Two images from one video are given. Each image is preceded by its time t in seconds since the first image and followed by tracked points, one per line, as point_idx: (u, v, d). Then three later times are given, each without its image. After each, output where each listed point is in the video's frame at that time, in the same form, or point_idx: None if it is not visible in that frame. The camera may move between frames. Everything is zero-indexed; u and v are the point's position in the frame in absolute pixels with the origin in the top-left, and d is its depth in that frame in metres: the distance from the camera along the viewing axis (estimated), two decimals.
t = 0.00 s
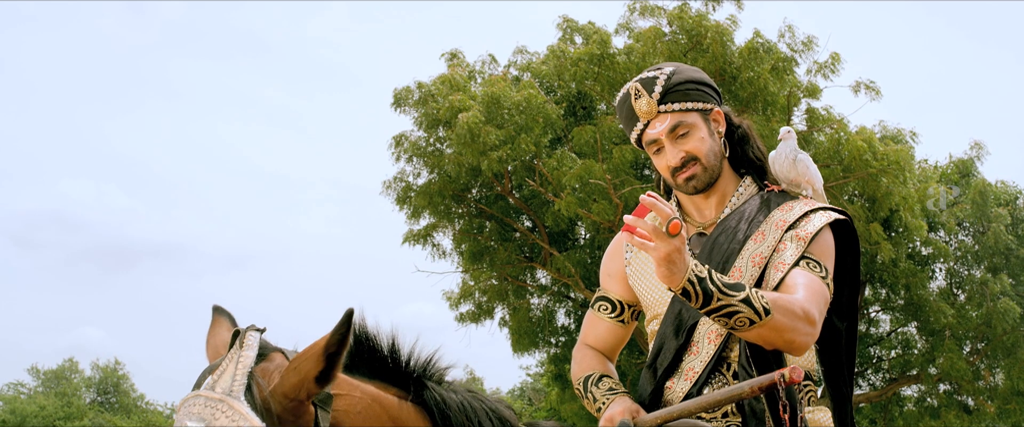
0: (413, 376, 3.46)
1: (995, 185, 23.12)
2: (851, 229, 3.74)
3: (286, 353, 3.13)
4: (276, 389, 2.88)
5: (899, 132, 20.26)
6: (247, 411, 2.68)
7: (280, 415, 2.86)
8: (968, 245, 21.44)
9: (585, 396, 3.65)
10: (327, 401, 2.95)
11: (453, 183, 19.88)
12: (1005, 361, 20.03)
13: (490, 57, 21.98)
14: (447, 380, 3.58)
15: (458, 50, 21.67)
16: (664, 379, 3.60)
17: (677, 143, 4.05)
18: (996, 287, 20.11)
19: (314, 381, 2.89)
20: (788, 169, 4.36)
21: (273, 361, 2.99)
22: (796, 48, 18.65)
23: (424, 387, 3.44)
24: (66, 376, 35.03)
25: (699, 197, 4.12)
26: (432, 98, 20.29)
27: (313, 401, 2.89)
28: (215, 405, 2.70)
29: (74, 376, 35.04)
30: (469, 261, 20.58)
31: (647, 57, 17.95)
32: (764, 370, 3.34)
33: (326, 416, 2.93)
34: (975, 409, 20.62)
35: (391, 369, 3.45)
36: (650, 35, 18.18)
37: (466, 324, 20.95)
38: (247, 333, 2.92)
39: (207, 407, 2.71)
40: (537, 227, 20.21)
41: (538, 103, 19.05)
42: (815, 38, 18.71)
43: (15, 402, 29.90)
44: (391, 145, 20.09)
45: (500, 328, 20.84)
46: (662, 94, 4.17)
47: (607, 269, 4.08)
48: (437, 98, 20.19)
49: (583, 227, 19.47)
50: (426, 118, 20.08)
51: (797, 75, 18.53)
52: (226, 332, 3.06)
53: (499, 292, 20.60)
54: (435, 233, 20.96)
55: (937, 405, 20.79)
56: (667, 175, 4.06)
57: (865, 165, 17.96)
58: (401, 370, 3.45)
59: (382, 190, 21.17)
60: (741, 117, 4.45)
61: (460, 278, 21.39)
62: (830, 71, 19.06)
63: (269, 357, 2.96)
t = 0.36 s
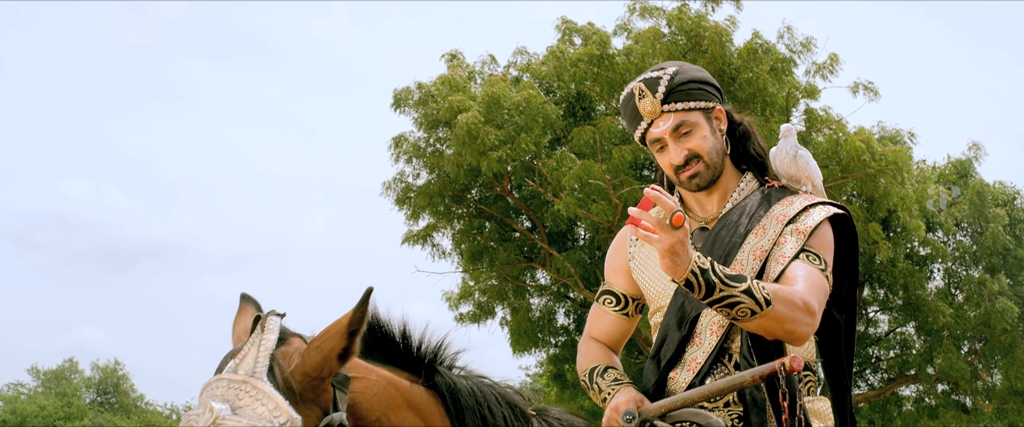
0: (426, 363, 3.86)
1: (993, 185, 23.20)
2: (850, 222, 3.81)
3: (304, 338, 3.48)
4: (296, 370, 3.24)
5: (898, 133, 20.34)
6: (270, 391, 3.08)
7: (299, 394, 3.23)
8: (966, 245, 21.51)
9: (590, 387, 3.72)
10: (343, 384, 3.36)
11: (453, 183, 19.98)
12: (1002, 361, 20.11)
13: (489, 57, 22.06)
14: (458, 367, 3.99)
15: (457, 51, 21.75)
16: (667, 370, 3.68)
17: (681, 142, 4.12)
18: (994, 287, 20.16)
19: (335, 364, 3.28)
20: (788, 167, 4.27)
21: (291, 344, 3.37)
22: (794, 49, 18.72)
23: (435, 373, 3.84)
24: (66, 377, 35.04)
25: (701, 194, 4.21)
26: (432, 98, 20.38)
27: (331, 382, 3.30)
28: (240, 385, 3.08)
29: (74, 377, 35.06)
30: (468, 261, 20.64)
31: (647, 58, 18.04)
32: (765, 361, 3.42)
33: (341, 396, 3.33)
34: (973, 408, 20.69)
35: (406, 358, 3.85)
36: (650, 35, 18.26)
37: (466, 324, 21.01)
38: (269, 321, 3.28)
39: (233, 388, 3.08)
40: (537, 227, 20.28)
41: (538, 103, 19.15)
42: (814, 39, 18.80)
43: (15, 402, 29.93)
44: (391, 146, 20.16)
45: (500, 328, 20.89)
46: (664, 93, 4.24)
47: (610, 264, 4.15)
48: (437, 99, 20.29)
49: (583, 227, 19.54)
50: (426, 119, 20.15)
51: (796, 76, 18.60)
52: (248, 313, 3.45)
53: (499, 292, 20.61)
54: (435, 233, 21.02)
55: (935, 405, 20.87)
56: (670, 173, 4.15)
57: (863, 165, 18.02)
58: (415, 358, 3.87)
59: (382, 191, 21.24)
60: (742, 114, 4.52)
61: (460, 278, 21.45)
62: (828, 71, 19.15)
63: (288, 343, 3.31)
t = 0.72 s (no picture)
0: (438, 342, 3.05)
1: (991, 184, 23.28)
2: (848, 217, 3.86)
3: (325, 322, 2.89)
4: (314, 348, 2.68)
5: (897, 132, 20.40)
6: (293, 372, 2.57)
7: (319, 376, 2.65)
8: (965, 244, 21.56)
9: (595, 378, 3.77)
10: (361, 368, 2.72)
11: (453, 183, 20.02)
12: (1000, 359, 20.17)
13: (489, 57, 22.10)
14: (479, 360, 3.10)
15: (457, 51, 21.80)
16: (670, 361, 3.73)
17: (683, 139, 4.18)
18: (992, 286, 20.20)
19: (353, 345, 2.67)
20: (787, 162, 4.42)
21: (310, 324, 2.78)
22: (793, 48, 18.78)
23: (449, 357, 3.02)
24: (67, 376, 35.10)
25: (703, 189, 4.26)
26: (431, 98, 20.43)
27: (349, 363, 2.68)
28: (259, 367, 2.58)
29: (75, 376, 35.12)
30: (469, 260, 20.67)
31: (646, 59, 18.12)
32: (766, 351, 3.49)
33: (360, 379, 2.70)
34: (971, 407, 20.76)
35: (414, 337, 3.02)
36: (649, 35, 18.33)
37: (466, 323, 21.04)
38: (288, 301, 2.75)
39: (252, 369, 2.58)
40: (536, 226, 20.32)
41: (538, 103, 19.21)
42: (813, 39, 18.86)
43: (16, 401, 29.99)
44: (391, 145, 20.21)
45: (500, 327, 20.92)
46: (668, 91, 4.28)
47: (614, 257, 4.20)
48: (436, 99, 20.34)
49: (583, 226, 19.57)
50: (426, 119, 20.22)
51: (795, 76, 18.65)
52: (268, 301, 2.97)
53: (499, 291, 20.70)
54: (435, 233, 21.04)
55: (933, 404, 20.97)
56: (673, 169, 4.21)
57: (862, 165, 18.09)
58: (423, 337, 3.04)
59: (382, 190, 21.28)
60: (743, 110, 4.58)
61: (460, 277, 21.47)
62: (827, 71, 19.21)
63: (308, 323, 2.76)
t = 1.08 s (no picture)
0: (445, 331, 3.11)
1: (989, 185, 23.38)
2: (845, 212, 3.93)
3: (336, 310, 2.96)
4: (326, 334, 2.74)
5: (894, 133, 20.48)
6: (306, 358, 2.63)
7: (330, 362, 2.71)
8: (962, 244, 21.64)
9: (597, 368, 3.84)
10: (372, 355, 2.78)
11: (453, 183, 20.08)
12: (998, 359, 20.24)
13: (489, 58, 22.18)
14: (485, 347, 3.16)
15: (457, 51, 21.88)
16: (669, 352, 3.80)
17: (685, 136, 4.24)
18: (989, 286, 20.25)
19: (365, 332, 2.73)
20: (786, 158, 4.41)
21: (322, 313, 2.84)
22: (791, 50, 18.88)
23: (455, 344, 3.08)
24: (67, 376, 35.13)
25: (704, 185, 4.33)
26: (431, 99, 20.51)
27: (360, 351, 2.76)
28: (273, 353, 2.63)
29: (74, 376, 35.15)
30: (468, 260, 20.71)
31: (646, 60, 18.20)
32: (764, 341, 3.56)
33: (371, 366, 2.77)
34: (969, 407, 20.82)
35: (422, 327, 3.08)
36: (647, 36, 18.43)
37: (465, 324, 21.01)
38: (300, 290, 2.80)
39: (266, 356, 2.63)
40: (536, 226, 20.40)
41: (538, 103, 19.30)
42: (811, 40, 18.96)
43: (16, 401, 30.03)
44: (390, 146, 20.28)
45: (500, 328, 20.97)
46: (671, 89, 4.35)
47: (615, 250, 4.28)
48: (436, 99, 20.42)
49: (582, 227, 19.63)
50: (426, 119, 20.30)
51: (793, 77, 18.72)
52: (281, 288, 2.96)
53: (498, 291, 20.69)
54: (434, 233, 21.09)
55: (931, 404, 21.03)
56: (674, 165, 4.28)
57: (860, 165, 18.19)
58: (431, 326, 3.10)
59: (382, 191, 21.35)
60: (743, 107, 4.63)
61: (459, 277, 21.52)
62: (825, 72, 19.31)
63: (319, 311, 2.80)
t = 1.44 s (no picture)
0: (451, 320, 3.18)
1: (986, 186, 23.46)
2: (834, 205, 4.01)
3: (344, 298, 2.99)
4: (336, 321, 2.82)
5: (893, 135, 20.55)
6: (317, 343, 2.71)
7: (340, 348, 2.79)
8: (960, 245, 21.73)
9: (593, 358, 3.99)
10: (381, 341, 2.87)
11: (452, 184, 20.13)
12: (995, 360, 20.31)
13: (488, 59, 22.27)
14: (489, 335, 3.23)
15: (456, 53, 21.96)
16: (666, 345, 3.94)
17: (677, 137, 4.30)
18: (986, 287, 20.31)
19: (374, 318, 2.80)
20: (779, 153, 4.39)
21: (333, 300, 2.91)
22: (790, 51, 18.95)
23: (461, 333, 3.15)
24: (66, 378, 35.17)
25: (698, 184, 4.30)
26: (431, 101, 20.58)
27: (369, 337, 2.84)
28: (284, 339, 2.71)
29: (74, 378, 35.19)
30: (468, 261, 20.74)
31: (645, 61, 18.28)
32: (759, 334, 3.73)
33: (379, 351, 2.85)
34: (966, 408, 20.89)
35: (428, 315, 3.17)
36: (646, 38, 18.51)
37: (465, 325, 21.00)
38: (311, 279, 2.90)
39: (277, 343, 2.72)
40: (535, 228, 20.48)
41: (537, 105, 19.32)
42: (809, 42, 19.04)
43: (16, 403, 30.05)
44: (390, 147, 20.34)
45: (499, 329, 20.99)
46: (663, 92, 4.45)
47: (614, 245, 4.45)
48: (436, 101, 20.49)
49: (581, 228, 19.69)
50: (425, 121, 20.37)
51: (792, 78, 18.79)
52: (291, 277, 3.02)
53: (497, 292, 20.65)
54: (434, 234, 21.14)
55: (929, 404, 21.10)
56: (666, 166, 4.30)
57: (858, 166, 18.29)
58: (437, 316, 3.18)
59: (382, 192, 21.41)
60: (735, 104, 4.72)
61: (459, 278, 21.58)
62: (823, 74, 19.39)
63: (330, 299, 2.88)
